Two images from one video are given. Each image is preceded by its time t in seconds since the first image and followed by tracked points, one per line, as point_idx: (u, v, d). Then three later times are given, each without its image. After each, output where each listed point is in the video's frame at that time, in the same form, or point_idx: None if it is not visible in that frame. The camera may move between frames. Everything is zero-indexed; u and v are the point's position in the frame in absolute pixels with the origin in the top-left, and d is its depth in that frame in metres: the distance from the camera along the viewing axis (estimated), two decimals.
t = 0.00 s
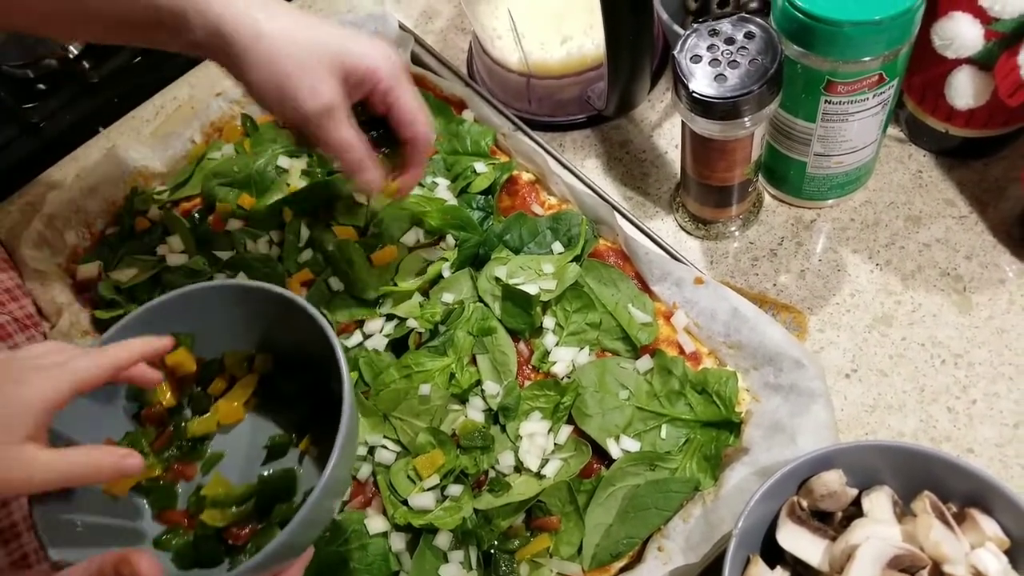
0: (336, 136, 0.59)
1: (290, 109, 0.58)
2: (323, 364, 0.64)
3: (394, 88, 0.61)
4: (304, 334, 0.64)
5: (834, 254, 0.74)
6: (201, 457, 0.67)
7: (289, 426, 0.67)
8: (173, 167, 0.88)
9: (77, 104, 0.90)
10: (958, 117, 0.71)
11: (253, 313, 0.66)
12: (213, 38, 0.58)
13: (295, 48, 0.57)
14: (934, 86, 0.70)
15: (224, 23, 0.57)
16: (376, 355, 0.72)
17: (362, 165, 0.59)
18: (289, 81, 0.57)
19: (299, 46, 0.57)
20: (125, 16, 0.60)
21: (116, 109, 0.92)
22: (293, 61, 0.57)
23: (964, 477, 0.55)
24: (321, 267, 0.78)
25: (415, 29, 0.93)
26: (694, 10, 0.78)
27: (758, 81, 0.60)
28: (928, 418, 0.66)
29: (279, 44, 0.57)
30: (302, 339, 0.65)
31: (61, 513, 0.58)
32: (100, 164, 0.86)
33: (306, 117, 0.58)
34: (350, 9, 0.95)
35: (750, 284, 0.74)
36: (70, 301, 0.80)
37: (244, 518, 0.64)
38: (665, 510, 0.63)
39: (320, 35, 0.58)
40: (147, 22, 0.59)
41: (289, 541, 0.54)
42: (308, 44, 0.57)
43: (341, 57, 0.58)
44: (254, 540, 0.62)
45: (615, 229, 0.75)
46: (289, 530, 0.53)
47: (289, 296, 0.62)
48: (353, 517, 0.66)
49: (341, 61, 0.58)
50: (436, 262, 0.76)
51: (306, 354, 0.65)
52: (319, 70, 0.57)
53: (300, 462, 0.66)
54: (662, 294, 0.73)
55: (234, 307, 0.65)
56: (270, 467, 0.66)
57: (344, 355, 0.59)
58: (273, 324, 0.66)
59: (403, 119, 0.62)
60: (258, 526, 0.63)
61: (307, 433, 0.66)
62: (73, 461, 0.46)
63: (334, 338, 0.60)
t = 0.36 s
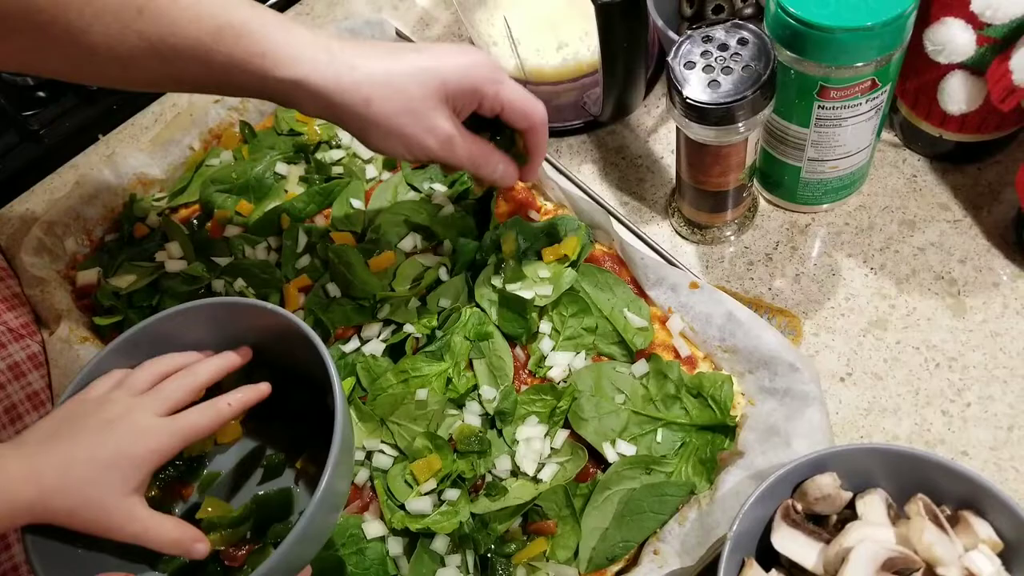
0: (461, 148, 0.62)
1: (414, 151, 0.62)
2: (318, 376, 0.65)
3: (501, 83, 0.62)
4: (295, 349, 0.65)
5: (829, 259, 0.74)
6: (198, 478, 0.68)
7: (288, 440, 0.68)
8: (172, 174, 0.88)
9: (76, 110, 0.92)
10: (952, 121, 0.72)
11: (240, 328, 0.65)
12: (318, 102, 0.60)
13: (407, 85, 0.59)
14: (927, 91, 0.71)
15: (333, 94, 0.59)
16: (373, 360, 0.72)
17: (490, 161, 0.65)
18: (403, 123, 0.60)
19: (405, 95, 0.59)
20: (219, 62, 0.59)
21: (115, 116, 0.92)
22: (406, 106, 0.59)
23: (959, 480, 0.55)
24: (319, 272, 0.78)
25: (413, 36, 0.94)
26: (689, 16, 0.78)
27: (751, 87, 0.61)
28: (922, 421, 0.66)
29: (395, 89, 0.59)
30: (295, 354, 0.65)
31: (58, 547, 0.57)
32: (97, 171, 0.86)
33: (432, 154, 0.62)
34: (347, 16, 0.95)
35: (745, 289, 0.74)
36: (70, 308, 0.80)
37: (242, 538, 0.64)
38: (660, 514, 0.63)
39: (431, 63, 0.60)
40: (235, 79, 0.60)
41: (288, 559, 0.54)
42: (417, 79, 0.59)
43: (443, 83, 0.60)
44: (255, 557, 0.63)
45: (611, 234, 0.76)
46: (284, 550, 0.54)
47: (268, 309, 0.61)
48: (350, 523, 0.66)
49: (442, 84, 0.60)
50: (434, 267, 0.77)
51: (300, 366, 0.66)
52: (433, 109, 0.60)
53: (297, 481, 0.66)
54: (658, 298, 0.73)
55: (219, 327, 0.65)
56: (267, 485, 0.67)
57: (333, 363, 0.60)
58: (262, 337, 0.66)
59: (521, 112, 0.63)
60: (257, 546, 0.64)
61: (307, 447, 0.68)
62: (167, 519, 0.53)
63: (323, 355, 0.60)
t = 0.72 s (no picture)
0: (273, 261, 0.58)
1: (224, 238, 0.58)
2: (313, 386, 0.64)
3: (342, 213, 0.59)
4: (289, 357, 0.64)
5: (828, 261, 0.74)
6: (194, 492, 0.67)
7: (285, 452, 0.68)
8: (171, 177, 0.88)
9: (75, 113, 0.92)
10: (949, 123, 0.72)
11: (235, 335, 0.65)
12: (148, 155, 0.57)
13: (244, 173, 0.56)
14: (925, 93, 0.71)
15: (177, 156, 0.55)
16: (372, 363, 0.72)
17: (303, 284, 0.60)
18: (221, 209, 0.56)
19: (238, 183, 0.56)
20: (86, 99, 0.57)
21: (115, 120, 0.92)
22: (231, 185, 0.56)
23: (957, 482, 0.55)
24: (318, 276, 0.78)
25: (412, 39, 0.94)
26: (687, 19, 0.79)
27: (749, 90, 0.61)
28: (921, 423, 0.66)
29: (231, 173, 0.56)
30: (289, 362, 0.65)
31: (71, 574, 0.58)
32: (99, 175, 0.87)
33: (244, 249, 0.58)
34: (347, 20, 0.96)
35: (744, 291, 0.74)
36: (70, 311, 0.80)
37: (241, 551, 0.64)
38: (658, 516, 0.63)
39: (251, 158, 0.56)
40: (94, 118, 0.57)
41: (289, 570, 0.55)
42: (253, 168, 0.56)
43: (278, 190, 0.56)
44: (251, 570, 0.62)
45: (609, 237, 0.76)
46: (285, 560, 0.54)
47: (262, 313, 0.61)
48: (349, 526, 0.66)
49: (277, 193, 0.57)
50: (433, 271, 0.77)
51: (296, 376, 0.66)
52: (257, 207, 0.56)
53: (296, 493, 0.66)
54: (656, 301, 0.73)
55: (214, 334, 0.65)
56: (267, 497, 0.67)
57: (330, 374, 0.59)
58: (259, 347, 0.65)
59: (350, 247, 0.60)
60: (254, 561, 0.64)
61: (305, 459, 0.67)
62: (163, 557, 0.55)
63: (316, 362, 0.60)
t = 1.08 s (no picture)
0: (332, 201, 0.61)
1: (281, 193, 0.61)
2: (301, 398, 0.64)
3: (378, 131, 0.60)
4: (271, 367, 0.64)
5: (828, 261, 0.74)
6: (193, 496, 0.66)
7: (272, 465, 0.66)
8: (173, 177, 0.88)
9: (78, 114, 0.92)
10: (950, 123, 0.72)
11: (216, 349, 0.65)
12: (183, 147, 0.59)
13: (271, 132, 0.58)
14: (925, 93, 0.71)
15: (202, 142, 0.58)
16: (373, 362, 0.72)
17: (376, 211, 0.64)
18: (276, 181, 0.59)
19: (270, 153, 0.58)
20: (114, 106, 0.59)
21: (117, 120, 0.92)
22: (265, 150, 0.58)
23: (956, 480, 0.55)
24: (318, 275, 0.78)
25: (413, 39, 0.95)
26: (688, 19, 0.79)
27: (749, 89, 0.61)
28: (921, 422, 0.66)
29: (258, 137, 0.58)
30: (271, 372, 0.65)
31: None
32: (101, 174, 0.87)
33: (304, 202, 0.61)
34: (348, 20, 0.96)
35: (744, 290, 0.74)
36: (71, 311, 0.81)
37: (231, 546, 0.64)
38: (658, 514, 0.63)
39: (275, 110, 0.58)
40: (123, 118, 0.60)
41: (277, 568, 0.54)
42: (278, 125, 0.58)
43: (307, 134, 0.58)
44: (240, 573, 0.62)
45: (610, 236, 0.76)
46: (273, 558, 0.54)
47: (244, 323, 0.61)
48: (350, 524, 0.66)
49: (308, 136, 0.58)
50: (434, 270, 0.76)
51: (280, 390, 0.66)
52: (297, 159, 0.59)
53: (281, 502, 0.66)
54: (656, 300, 0.73)
55: (194, 350, 0.65)
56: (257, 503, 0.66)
57: (317, 386, 0.59)
58: (246, 359, 0.65)
59: (398, 168, 0.61)
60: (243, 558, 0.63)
61: (288, 471, 0.67)
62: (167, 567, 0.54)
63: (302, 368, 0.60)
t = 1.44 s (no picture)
0: (248, 303, 0.60)
1: (204, 288, 0.59)
2: (307, 407, 0.60)
3: (317, 253, 0.61)
4: (274, 370, 0.60)
5: (835, 256, 0.73)
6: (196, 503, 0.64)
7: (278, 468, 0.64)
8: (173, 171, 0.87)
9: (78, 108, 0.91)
10: (959, 117, 0.71)
11: (216, 348, 0.60)
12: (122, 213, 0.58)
13: (218, 222, 0.57)
14: (934, 86, 0.70)
15: (146, 213, 0.57)
16: (374, 357, 0.72)
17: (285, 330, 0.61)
18: (202, 263, 0.58)
19: (211, 231, 0.57)
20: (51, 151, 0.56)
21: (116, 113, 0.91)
22: (205, 240, 0.57)
23: (965, 478, 0.54)
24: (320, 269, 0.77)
25: (415, 32, 0.94)
26: (693, 12, 0.78)
27: (756, 81, 0.60)
28: (928, 419, 0.66)
29: (202, 226, 0.57)
30: (274, 374, 0.61)
31: None
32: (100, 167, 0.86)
33: (223, 296, 0.59)
34: (350, 13, 0.95)
35: (750, 286, 0.73)
36: (72, 305, 0.80)
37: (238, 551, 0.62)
38: (662, 511, 0.63)
39: (225, 205, 0.58)
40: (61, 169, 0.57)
41: None
42: (229, 218, 0.58)
43: (255, 232, 0.58)
44: None
45: (613, 231, 0.75)
46: None
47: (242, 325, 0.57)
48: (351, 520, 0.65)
49: (257, 237, 0.59)
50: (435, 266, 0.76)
51: (286, 397, 0.62)
52: (231, 250, 0.58)
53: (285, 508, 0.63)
54: (660, 295, 0.73)
55: (195, 346, 0.60)
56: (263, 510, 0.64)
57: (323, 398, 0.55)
58: (253, 363, 0.61)
59: (326, 295, 0.61)
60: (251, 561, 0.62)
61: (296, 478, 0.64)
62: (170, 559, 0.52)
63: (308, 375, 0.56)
